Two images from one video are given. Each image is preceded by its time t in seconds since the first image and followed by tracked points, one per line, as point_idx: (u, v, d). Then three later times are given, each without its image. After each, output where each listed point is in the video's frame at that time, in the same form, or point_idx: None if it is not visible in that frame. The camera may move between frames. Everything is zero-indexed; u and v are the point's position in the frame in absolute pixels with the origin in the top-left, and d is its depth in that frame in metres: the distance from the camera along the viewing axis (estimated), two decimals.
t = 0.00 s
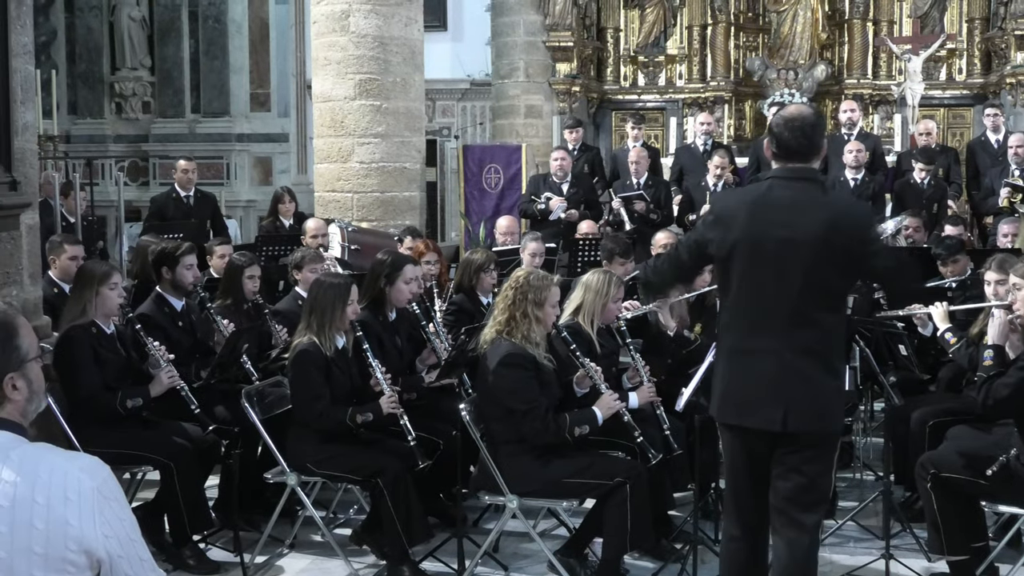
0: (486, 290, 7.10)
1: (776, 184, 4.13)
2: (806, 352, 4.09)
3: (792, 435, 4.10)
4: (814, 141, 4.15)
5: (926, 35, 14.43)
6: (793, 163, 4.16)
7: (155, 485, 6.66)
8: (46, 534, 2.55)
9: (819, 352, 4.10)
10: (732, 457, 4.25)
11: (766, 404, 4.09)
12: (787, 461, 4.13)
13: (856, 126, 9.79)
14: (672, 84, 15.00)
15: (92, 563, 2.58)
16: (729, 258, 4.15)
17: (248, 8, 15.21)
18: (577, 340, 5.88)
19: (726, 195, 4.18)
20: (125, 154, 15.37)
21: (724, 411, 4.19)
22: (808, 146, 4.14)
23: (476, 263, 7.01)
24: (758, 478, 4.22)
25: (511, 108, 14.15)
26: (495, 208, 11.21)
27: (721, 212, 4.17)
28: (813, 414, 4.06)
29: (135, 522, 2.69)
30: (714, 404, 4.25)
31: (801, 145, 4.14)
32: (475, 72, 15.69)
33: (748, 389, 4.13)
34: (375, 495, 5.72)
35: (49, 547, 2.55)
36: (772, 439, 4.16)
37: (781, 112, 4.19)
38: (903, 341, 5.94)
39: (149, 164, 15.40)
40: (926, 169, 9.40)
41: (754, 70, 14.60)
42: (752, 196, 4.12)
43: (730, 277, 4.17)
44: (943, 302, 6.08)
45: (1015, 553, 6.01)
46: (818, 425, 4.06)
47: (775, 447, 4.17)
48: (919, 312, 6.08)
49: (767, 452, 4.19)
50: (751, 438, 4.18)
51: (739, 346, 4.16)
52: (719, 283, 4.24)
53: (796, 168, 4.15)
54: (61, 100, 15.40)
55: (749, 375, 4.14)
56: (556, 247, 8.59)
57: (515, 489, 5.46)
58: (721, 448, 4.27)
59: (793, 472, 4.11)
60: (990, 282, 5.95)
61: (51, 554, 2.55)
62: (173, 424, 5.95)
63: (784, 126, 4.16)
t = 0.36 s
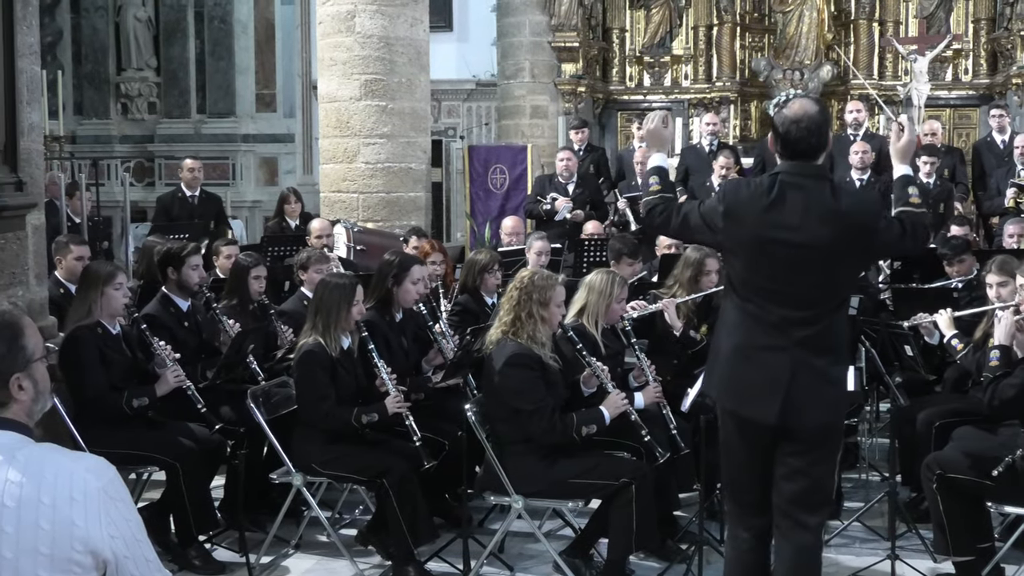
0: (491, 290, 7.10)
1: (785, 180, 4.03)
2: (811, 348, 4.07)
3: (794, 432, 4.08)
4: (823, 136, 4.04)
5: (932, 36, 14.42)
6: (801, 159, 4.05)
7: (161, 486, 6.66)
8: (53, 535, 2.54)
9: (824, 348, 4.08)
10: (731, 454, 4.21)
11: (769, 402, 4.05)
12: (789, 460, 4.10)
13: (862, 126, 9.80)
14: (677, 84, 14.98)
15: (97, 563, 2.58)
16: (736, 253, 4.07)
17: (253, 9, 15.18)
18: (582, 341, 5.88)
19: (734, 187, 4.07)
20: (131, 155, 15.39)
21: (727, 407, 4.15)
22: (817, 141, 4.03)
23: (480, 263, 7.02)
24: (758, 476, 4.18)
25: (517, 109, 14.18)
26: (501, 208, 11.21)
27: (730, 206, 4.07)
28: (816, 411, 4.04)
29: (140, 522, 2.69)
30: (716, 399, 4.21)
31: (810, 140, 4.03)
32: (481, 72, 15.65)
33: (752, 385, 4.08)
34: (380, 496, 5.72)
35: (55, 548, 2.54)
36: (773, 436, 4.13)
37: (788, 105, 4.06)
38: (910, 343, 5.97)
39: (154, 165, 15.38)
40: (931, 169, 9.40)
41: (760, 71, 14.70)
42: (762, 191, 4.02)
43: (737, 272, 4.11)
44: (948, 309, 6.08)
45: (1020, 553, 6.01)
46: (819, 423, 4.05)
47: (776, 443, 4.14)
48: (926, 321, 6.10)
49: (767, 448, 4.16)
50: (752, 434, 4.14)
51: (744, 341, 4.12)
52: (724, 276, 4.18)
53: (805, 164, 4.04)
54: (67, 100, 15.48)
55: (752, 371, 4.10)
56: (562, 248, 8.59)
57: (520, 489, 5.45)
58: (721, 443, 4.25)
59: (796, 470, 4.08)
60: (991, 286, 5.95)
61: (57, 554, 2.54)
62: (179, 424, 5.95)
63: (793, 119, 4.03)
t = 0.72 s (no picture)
0: (493, 290, 7.10)
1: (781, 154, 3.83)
2: (812, 330, 3.83)
3: (797, 413, 3.88)
4: (819, 114, 3.84)
5: (936, 36, 14.40)
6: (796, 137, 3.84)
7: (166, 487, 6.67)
8: (57, 535, 2.51)
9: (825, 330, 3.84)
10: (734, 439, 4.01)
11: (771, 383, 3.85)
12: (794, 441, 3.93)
13: (866, 127, 9.83)
14: (681, 85, 15.00)
15: (102, 563, 2.55)
16: (733, 231, 3.85)
17: (258, 9, 15.26)
18: (586, 342, 5.87)
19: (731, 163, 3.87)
20: (135, 155, 15.39)
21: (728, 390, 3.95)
22: (813, 119, 3.83)
23: (483, 264, 7.02)
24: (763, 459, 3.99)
25: (521, 109, 14.17)
26: (505, 209, 11.21)
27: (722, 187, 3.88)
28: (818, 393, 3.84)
29: (145, 522, 2.65)
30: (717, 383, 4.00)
31: (806, 118, 3.82)
32: (485, 72, 15.67)
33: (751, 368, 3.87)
34: (384, 496, 5.72)
35: (60, 548, 2.51)
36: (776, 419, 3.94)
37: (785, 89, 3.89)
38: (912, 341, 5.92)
39: (159, 165, 15.38)
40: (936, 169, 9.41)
41: (764, 70, 14.63)
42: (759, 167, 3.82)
43: (733, 251, 3.88)
44: (950, 316, 6.06)
45: None
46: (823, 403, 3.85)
47: (781, 426, 3.95)
48: (927, 328, 6.07)
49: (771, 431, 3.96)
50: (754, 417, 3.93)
51: (744, 324, 3.89)
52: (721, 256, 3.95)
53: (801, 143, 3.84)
54: (71, 102, 15.45)
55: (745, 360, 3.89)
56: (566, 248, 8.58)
57: (525, 489, 5.44)
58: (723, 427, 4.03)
59: (801, 453, 3.91)
60: (990, 287, 5.94)
61: (61, 554, 2.51)
62: (183, 424, 5.97)
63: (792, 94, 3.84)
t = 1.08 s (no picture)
0: (496, 291, 7.11)
1: (788, 175, 3.97)
2: (821, 348, 3.98)
3: (811, 428, 4.02)
4: (825, 133, 3.98)
5: (940, 36, 14.42)
6: (802, 156, 3.99)
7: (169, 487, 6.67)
8: (60, 535, 2.47)
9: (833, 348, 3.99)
10: (744, 455, 4.15)
11: (782, 402, 4.00)
12: (804, 455, 4.08)
13: (870, 127, 9.85)
14: (685, 85, 14.99)
15: (106, 563, 2.51)
16: (742, 252, 4.01)
17: (261, 10, 15.21)
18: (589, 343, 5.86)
19: (738, 186, 4.03)
20: (138, 156, 15.38)
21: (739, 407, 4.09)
22: (818, 137, 3.97)
23: (486, 264, 7.04)
24: (772, 473, 4.14)
25: (525, 110, 14.14)
26: (508, 210, 11.21)
27: (733, 209, 4.03)
28: (830, 408, 3.99)
29: (149, 522, 2.61)
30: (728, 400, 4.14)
31: (810, 137, 3.97)
32: (488, 73, 15.69)
33: (762, 385, 4.02)
34: (388, 497, 5.72)
35: (63, 548, 2.47)
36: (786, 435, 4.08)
37: (789, 103, 4.00)
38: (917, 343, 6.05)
39: (162, 166, 15.36)
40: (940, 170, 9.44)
41: (768, 71, 14.70)
42: (766, 189, 3.98)
43: (743, 272, 4.03)
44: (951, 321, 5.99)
45: None
46: (833, 417, 3.99)
47: (791, 441, 4.09)
48: (930, 334, 6.03)
49: (782, 446, 4.11)
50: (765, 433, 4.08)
51: (754, 344, 4.03)
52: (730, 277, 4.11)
53: (807, 161, 3.99)
54: (75, 102, 15.46)
55: (762, 378, 4.02)
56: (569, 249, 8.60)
57: (528, 490, 5.44)
58: (733, 443, 4.17)
59: (813, 464, 4.06)
60: (987, 288, 5.90)
61: (65, 554, 2.47)
62: (187, 425, 5.97)
63: (794, 115, 3.97)
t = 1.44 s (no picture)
0: (499, 291, 7.11)
1: (807, 182, 4.02)
2: (834, 353, 4.01)
3: (821, 434, 4.03)
4: (846, 137, 4.03)
5: (942, 36, 14.42)
6: (823, 159, 4.05)
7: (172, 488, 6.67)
8: (63, 535, 2.45)
9: (847, 355, 4.02)
10: (753, 461, 4.15)
11: (795, 408, 4.00)
12: (812, 462, 4.08)
13: (873, 128, 9.87)
14: (687, 86, 15.03)
15: (109, 563, 2.48)
16: (760, 254, 4.04)
17: (264, 10, 15.20)
18: (591, 342, 5.86)
19: (757, 189, 4.07)
20: (141, 156, 15.39)
21: (750, 412, 4.10)
22: (840, 141, 4.02)
23: (489, 264, 7.02)
24: (780, 479, 4.13)
25: (527, 110, 14.15)
26: (511, 210, 11.21)
27: (751, 209, 4.06)
28: (842, 415, 4.00)
29: (152, 522, 2.59)
30: (739, 406, 4.15)
31: (832, 140, 4.02)
32: (491, 74, 15.70)
33: (776, 390, 4.03)
34: (390, 497, 5.71)
35: (66, 548, 2.44)
36: (796, 440, 4.10)
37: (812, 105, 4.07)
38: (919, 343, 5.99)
39: (164, 166, 15.36)
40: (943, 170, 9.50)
41: (771, 72, 14.65)
42: (785, 193, 4.02)
43: (760, 276, 4.06)
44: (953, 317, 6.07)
45: None
46: (844, 425, 4.01)
47: (800, 448, 4.11)
48: (932, 331, 6.09)
49: (790, 452, 4.13)
50: (775, 438, 4.09)
51: (768, 348, 4.06)
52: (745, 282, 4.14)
53: (827, 164, 4.04)
54: (78, 103, 15.48)
55: (773, 381, 4.05)
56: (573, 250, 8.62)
57: (531, 490, 5.44)
58: (742, 449, 4.18)
59: (821, 471, 4.06)
60: (990, 287, 5.89)
61: (68, 554, 2.45)
62: (190, 425, 5.98)
63: (814, 121, 4.05)
